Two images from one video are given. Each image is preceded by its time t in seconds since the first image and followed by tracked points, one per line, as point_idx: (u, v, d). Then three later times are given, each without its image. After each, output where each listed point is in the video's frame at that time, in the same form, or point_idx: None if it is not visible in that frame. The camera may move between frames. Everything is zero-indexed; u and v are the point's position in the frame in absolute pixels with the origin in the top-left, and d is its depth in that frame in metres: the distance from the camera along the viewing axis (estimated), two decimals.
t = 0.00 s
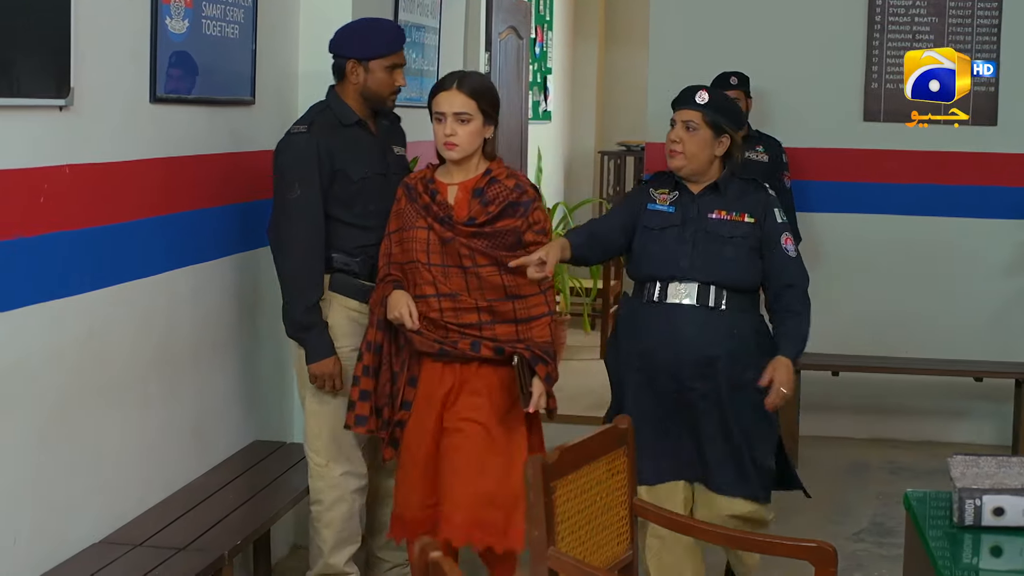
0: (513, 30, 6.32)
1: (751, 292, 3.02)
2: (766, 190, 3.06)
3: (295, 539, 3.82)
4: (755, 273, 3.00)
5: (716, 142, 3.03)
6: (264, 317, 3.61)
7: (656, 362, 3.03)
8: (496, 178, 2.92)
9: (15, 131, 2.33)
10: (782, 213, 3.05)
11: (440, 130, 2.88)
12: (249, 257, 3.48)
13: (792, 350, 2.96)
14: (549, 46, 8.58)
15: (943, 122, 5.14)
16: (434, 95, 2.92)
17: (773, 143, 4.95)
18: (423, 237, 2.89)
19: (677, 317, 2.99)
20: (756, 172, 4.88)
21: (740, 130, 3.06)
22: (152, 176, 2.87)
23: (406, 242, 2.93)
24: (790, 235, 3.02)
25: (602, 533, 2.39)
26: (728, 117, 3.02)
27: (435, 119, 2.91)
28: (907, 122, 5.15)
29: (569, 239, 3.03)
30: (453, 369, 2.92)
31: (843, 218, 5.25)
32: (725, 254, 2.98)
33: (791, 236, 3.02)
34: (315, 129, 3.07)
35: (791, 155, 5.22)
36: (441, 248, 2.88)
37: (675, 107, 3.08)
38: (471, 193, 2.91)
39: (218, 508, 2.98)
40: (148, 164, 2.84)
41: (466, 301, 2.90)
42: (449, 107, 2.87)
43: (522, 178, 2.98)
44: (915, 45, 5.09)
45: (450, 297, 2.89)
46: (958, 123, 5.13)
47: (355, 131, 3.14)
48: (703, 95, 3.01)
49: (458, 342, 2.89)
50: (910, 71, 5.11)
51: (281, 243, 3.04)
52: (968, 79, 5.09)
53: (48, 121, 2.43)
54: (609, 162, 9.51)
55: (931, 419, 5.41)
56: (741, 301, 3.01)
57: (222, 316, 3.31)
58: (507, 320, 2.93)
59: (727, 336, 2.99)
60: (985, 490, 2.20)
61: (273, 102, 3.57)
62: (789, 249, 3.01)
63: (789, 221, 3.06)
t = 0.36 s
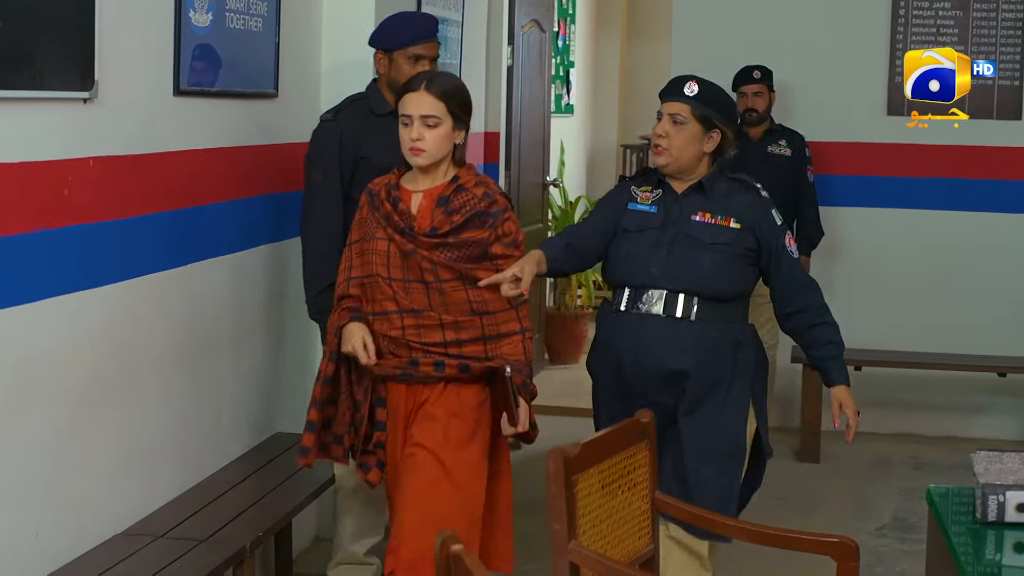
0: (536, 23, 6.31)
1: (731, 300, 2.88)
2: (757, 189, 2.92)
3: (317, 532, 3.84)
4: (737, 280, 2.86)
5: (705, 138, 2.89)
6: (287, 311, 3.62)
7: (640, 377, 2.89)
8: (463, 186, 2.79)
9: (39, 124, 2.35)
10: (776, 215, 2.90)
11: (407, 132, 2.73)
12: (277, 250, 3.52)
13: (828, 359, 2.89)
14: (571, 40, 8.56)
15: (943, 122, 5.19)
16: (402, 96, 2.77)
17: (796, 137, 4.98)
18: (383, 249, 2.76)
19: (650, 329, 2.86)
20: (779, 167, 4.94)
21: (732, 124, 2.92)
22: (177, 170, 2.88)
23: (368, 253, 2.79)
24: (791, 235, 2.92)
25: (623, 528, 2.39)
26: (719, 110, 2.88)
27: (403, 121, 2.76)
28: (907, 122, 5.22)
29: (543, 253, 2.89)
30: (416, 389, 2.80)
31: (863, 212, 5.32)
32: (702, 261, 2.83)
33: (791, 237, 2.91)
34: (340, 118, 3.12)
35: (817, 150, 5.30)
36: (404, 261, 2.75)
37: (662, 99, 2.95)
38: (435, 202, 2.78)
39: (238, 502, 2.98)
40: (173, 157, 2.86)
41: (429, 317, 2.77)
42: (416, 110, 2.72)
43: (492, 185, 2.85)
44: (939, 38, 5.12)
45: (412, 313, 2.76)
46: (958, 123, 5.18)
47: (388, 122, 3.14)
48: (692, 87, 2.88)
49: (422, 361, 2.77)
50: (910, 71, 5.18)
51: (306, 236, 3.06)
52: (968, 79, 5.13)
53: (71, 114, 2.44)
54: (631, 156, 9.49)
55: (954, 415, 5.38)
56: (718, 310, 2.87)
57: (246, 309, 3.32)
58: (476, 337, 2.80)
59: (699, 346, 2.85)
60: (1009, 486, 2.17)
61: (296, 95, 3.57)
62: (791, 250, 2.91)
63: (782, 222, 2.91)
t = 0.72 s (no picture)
0: (563, 19, 6.30)
1: (705, 303, 2.68)
2: (747, 182, 2.70)
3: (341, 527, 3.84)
4: (714, 280, 2.65)
5: (693, 124, 2.70)
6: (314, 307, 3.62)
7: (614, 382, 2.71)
8: (449, 173, 2.44)
9: (66, 118, 2.36)
10: (765, 211, 2.68)
11: (391, 114, 2.41)
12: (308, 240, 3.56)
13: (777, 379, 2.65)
14: (599, 35, 8.55)
15: (943, 122, 5.22)
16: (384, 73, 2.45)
17: (823, 135, 5.01)
18: (358, 236, 2.38)
19: (615, 336, 2.68)
20: (806, 164, 4.98)
21: (720, 111, 2.73)
22: (209, 165, 2.91)
23: (337, 240, 2.41)
24: (779, 234, 2.68)
25: (648, 524, 2.38)
26: (707, 94, 2.70)
27: (386, 101, 2.43)
28: (907, 122, 5.23)
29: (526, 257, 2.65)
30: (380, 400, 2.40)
31: (891, 207, 5.31)
32: (676, 259, 2.64)
33: (779, 236, 2.68)
34: (371, 113, 3.06)
35: (842, 147, 5.29)
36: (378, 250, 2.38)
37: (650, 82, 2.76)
38: (418, 188, 2.43)
39: (259, 499, 2.96)
40: (204, 153, 2.88)
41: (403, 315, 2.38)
42: (403, 87, 2.40)
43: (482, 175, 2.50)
44: (969, 34, 5.12)
45: (384, 309, 2.38)
46: (958, 123, 5.21)
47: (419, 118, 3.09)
48: (680, 69, 2.70)
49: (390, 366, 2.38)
50: (910, 71, 5.20)
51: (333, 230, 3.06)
52: (967, 80, 5.16)
53: (99, 108, 2.46)
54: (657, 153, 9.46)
55: (981, 413, 5.35)
56: (688, 313, 2.67)
57: (268, 304, 3.32)
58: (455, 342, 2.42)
59: (666, 351, 2.67)
60: None
61: (323, 90, 3.58)
62: (778, 252, 2.67)
63: (772, 220, 2.69)
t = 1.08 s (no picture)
0: (603, 5, 6.29)
1: (678, 297, 2.52)
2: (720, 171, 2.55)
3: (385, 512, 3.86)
4: (686, 273, 2.49)
5: (668, 113, 2.56)
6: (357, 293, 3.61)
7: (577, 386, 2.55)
8: (442, 170, 2.37)
9: (110, 103, 2.39)
10: (741, 201, 2.51)
11: (390, 104, 2.29)
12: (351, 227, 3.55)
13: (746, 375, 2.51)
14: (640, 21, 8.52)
15: (943, 122, 5.21)
16: (375, 60, 2.32)
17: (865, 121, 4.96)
18: (361, 242, 2.25)
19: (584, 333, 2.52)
20: (848, 150, 4.93)
21: (695, 99, 2.59)
22: (249, 151, 2.91)
23: (331, 247, 2.25)
24: (753, 225, 2.51)
25: (691, 510, 2.39)
26: (682, 81, 2.56)
27: (381, 90, 2.31)
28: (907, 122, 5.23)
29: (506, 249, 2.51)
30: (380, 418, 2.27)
31: (927, 193, 5.28)
32: (647, 251, 2.49)
33: (755, 228, 2.50)
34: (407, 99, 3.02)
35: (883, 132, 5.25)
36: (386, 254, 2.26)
37: (626, 68, 2.61)
38: (411, 187, 2.33)
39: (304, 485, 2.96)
40: (243, 139, 2.88)
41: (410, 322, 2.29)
42: (406, 77, 2.31)
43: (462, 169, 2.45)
44: (1011, 21, 5.11)
45: (394, 317, 2.27)
46: (958, 123, 5.21)
47: (456, 102, 3.07)
48: (657, 55, 2.55)
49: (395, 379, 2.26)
50: (910, 71, 5.20)
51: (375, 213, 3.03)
52: (967, 80, 5.17)
53: (139, 94, 2.47)
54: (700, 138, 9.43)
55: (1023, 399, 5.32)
56: (659, 308, 2.51)
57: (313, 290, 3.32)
58: (456, 350, 2.34)
59: (637, 347, 2.50)
60: None
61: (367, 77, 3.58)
62: (754, 245, 2.49)
63: (747, 211, 2.52)
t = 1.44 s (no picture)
0: None
1: (676, 285, 2.52)
2: (716, 156, 2.54)
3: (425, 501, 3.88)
4: (680, 261, 2.49)
5: (664, 102, 2.55)
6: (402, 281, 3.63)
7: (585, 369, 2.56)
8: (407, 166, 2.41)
9: (152, 94, 2.41)
10: (735, 185, 2.49)
11: (383, 97, 2.25)
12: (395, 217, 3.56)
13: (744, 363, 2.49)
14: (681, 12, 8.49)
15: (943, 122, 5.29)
16: (359, 50, 2.25)
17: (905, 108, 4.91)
18: (355, 249, 2.23)
19: (586, 325, 2.55)
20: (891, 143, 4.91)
21: (693, 86, 2.57)
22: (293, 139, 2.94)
23: (322, 254, 2.20)
24: (749, 210, 2.48)
25: (731, 501, 2.38)
26: (678, 68, 2.54)
27: (370, 81, 2.25)
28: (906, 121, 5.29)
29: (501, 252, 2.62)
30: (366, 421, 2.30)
31: (962, 183, 5.34)
32: (639, 239, 2.50)
33: (750, 213, 2.47)
34: (450, 89, 3.02)
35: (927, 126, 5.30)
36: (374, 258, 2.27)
37: (618, 54, 2.58)
38: (382, 184, 2.35)
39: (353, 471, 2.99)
40: (285, 129, 2.90)
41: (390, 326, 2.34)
42: (396, 69, 2.27)
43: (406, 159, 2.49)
44: None
45: (379, 322, 2.31)
46: (958, 123, 5.28)
47: (497, 91, 3.08)
48: (653, 43, 2.52)
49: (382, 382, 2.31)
50: (910, 71, 5.31)
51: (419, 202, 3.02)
52: (967, 79, 5.24)
53: (181, 82, 2.48)
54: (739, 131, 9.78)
55: None
56: (656, 296, 2.52)
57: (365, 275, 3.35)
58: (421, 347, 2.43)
59: (635, 336, 2.50)
60: None
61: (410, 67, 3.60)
62: (748, 231, 2.46)
63: (744, 196, 2.49)
